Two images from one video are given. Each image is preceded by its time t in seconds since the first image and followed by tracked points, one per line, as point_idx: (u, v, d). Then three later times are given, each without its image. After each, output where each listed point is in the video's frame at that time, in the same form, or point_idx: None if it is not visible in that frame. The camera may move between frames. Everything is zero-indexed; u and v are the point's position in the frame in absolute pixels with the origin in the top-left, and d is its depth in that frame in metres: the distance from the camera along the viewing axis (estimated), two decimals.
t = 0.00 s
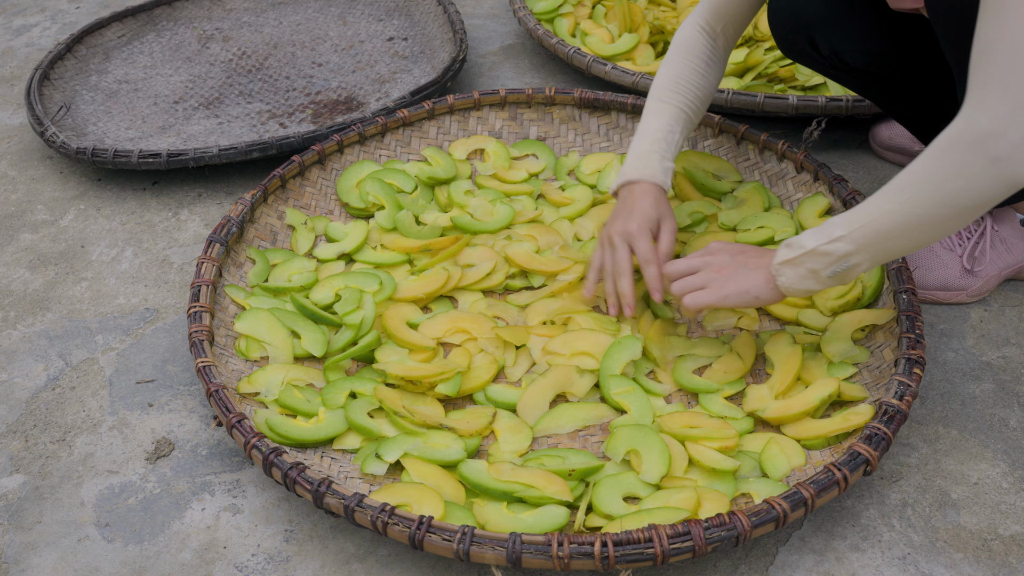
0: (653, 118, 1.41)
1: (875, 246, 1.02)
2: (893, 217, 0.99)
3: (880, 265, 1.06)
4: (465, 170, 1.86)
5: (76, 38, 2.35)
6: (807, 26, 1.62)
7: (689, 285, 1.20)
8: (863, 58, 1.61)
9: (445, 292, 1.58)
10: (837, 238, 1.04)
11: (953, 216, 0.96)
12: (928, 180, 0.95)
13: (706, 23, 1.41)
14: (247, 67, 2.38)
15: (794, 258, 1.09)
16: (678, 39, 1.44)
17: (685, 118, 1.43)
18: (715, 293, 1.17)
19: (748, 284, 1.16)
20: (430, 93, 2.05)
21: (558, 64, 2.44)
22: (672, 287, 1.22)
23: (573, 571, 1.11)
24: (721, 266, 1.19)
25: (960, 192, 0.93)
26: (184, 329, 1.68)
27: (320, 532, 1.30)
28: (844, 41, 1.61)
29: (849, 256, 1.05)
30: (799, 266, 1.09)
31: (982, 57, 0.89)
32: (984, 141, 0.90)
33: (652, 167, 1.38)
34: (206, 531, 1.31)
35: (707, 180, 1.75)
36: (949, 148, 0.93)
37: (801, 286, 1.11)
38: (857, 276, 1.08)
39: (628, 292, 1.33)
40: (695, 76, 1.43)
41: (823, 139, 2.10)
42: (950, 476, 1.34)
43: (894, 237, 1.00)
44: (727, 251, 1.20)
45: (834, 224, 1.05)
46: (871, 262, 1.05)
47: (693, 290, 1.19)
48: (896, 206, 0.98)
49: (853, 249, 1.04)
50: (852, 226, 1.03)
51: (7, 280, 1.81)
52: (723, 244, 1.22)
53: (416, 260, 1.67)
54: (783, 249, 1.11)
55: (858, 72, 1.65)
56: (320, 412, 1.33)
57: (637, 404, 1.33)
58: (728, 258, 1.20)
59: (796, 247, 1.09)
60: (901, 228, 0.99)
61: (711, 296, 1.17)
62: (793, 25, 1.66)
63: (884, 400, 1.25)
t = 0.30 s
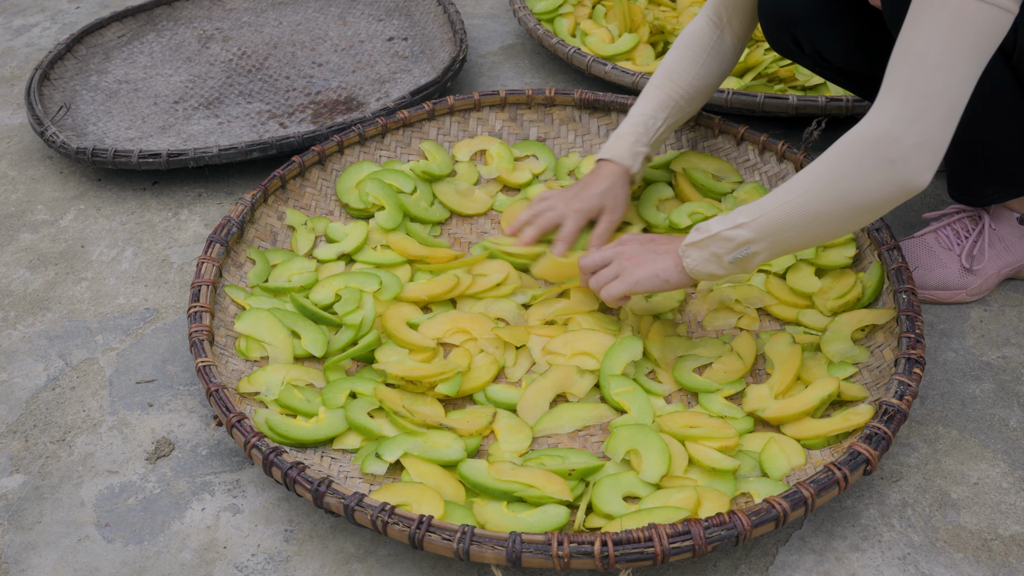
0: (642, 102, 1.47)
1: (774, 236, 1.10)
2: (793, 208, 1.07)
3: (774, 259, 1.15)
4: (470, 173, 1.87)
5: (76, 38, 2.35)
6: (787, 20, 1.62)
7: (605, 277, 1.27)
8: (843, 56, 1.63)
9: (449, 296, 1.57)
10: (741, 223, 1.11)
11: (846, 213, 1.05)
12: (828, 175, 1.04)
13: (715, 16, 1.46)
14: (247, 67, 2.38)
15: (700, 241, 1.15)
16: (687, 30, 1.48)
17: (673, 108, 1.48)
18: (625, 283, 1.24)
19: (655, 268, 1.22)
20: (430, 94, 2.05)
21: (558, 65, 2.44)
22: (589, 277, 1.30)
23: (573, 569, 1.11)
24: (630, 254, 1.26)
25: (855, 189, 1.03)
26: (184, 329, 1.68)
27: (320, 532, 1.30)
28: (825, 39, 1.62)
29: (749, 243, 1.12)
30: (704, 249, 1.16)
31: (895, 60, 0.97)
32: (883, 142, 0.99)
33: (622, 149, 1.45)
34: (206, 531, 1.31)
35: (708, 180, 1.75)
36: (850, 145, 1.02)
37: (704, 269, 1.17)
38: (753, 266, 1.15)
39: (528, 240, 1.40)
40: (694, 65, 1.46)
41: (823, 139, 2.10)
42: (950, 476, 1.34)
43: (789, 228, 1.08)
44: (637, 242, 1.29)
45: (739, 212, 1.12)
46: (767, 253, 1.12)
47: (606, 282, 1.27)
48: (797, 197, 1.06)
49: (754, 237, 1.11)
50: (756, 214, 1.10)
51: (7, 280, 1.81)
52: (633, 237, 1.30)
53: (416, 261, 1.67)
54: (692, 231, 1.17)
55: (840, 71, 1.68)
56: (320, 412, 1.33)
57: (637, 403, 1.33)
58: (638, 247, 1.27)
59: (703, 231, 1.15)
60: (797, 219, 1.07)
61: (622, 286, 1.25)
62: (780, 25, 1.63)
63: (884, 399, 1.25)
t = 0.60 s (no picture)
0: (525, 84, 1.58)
1: (725, 228, 1.21)
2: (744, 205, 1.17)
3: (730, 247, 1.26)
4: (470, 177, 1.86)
5: (76, 38, 2.35)
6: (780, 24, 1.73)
7: (581, 260, 1.44)
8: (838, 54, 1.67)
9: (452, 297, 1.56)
10: (698, 214, 1.22)
11: (790, 214, 1.15)
12: (774, 178, 1.13)
13: None
14: (247, 67, 2.38)
15: (663, 223, 1.27)
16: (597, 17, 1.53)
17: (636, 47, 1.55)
18: (601, 269, 1.41)
19: (624, 253, 1.40)
20: (429, 94, 2.05)
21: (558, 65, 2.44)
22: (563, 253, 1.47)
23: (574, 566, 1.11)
24: (605, 240, 1.44)
25: (798, 194, 1.12)
26: (184, 329, 1.68)
27: (320, 532, 1.30)
28: (813, 37, 1.68)
29: (704, 232, 1.23)
30: (665, 232, 1.28)
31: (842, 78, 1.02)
32: (823, 156, 1.07)
33: (490, 128, 1.62)
34: (206, 531, 1.31)
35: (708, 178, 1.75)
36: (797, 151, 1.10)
37: (665, 249, 1.30)
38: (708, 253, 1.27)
39: (384, 189, 1.71)
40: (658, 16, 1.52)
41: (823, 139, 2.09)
42: (951, 476, 1.34)
43: (740, 221, 1.19)
44: (612, 227, 1.46)
45: (698, 201, 1.23)
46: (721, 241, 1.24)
47: (581, 264, 1.43)
48: (747, 196, 1.17)
49: (707, 227, 1.22)
50: (713, 206, 1.20)
51: (7, 280, 1.81)
52: (609, 224, 1.48)
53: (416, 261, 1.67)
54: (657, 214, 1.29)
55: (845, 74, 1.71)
56: (320, 412, 1.33)
57: (638, 401, 1.33)
58: (613, 233, 1.44)
59: (666, 214, 1.27)
60: (747, 214, 1.17)
61: (596, 271, 1.42)
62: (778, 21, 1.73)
63: (884, 395, 1.25)
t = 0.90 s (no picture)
0: (522, 144, 1.49)
1: (772, 285, 1.13)
2: (789, 256, 1.10)
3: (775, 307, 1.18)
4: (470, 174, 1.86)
5: (76, 38, 2.35)
6: (773, 51, 1.74)
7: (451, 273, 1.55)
8: (831, 77, 1.67)
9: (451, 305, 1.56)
10: (735, 276, 1.15)
11: (843, 253, 1.08)
12: (814, 221, 1.07)
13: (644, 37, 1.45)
14: (247, 68, 2.38)
15: (695, 299, 1.20)
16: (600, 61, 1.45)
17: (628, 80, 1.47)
18: (634, 354, 1.29)
19: (655, 337, 1.28)
20: (429, 94, 2.05)
21: (558, 65, 2.44)
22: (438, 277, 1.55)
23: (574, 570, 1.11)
24: (629, 330, 1.32)
25: (847, 230, 1.06)
26: (184, 329, 1.68)
27: (320, 532, 1.30)
28: (804, 59, 1.68)
29: (747, 294, 1.15)
30: (700, 307, 1.20)
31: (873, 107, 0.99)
32: (869, 186, 1.02)
33: (490, 196, 1.51)
34: (206, 531, 1.31)
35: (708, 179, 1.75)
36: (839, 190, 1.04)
37: (705, 327, 1.21)
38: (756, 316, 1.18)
39: (406, 290, 1.52)
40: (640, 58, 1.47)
41: (823, 139, 2.09)
42: (951, 476, 1.34)
43: (786, 274, 1.11)
44: (634, 316, 1.34)
45: (734, 265, 1.16)
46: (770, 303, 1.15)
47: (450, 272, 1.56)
48: (789, 244, 1.10)
49: (751, 288, 1.14)
50: (752, 265, 1.13)
51: (7, 280, 1.81)
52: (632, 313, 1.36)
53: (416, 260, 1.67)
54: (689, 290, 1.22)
55: (844, 94, 1.69)
56: (320, 412, 1.33)
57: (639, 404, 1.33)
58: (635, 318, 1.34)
59: (699, 290, 1.20)
60: (793, 265, 1.10)
61: (631, 356, 1.29)
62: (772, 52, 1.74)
63: (884, 399, 1.25)
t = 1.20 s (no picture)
0: (646, 64, 1.56)
1: (853, 246, 1.13)
2: (869, 225, 1.10)
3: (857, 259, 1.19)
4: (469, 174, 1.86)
5: (76, 38, 2.35)
6: (779, 50, 1.76)
7: (687, 254, 1.28)
8: (836, 71, 1.66)
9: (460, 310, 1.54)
10: (819, 231, 1.14)
11: (925, 233, 1.06)
12: (898, 197, 1.05)
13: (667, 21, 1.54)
14: (247, 67, 2.38)
15: (781, 238, 1.18)
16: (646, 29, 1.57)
17: (673, 60, 1.57)
18: (710, 265, 1.26)
19: (738, 255, 1.24)
20: (429, 94, 2.05)
21: (558, 65, 2.44)
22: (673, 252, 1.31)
23: (573, 569, 1.11)
24: (715, 238, 1.27)
25: (926, 212, 1.04)
26: (184, 329, 1.68)
27: (320, 532, 1.30)
28: (811, 56, 1.69)
29: (827, 249, 1.16)
30: (784, 246, 1.19)
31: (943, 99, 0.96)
32: (952, 174, 0.99)
33: (653, 120, 1.56)
34: (206, 531, 1.30)
35: (708, 179, 1.74)
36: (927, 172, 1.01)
37: (786, 264, 1.21)
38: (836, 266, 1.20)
39: (584, 212, 1.56)
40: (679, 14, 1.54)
41: (823, 139, 2.10)
42: (950, 476, 1.34)
43: (867, 239, 1.11)
44: (722, 222, 1.29)
45: (818, 217, 1.15)
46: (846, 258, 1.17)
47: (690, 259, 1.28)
48: (869, 216, 1.09)
49: (831, 244, 1.15)
50: (833, 224, 1.13)
51: (7, 280, 1.81)
52: (718, 219, 1.30)
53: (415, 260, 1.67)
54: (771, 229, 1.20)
55: (852, 89, 1.68)
56: (320, 412, 1.33)
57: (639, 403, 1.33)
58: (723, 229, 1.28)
59: (785, 229, 1.18)
60: (872, 235, 1.10)
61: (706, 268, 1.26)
62: (778, 49, 1.76)
63: (884, 399, 1.25)
